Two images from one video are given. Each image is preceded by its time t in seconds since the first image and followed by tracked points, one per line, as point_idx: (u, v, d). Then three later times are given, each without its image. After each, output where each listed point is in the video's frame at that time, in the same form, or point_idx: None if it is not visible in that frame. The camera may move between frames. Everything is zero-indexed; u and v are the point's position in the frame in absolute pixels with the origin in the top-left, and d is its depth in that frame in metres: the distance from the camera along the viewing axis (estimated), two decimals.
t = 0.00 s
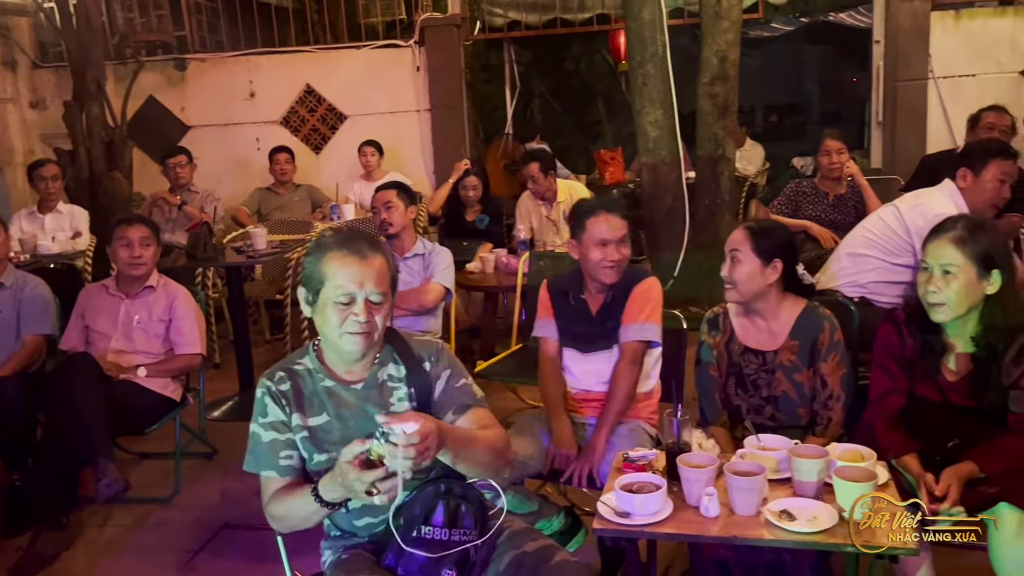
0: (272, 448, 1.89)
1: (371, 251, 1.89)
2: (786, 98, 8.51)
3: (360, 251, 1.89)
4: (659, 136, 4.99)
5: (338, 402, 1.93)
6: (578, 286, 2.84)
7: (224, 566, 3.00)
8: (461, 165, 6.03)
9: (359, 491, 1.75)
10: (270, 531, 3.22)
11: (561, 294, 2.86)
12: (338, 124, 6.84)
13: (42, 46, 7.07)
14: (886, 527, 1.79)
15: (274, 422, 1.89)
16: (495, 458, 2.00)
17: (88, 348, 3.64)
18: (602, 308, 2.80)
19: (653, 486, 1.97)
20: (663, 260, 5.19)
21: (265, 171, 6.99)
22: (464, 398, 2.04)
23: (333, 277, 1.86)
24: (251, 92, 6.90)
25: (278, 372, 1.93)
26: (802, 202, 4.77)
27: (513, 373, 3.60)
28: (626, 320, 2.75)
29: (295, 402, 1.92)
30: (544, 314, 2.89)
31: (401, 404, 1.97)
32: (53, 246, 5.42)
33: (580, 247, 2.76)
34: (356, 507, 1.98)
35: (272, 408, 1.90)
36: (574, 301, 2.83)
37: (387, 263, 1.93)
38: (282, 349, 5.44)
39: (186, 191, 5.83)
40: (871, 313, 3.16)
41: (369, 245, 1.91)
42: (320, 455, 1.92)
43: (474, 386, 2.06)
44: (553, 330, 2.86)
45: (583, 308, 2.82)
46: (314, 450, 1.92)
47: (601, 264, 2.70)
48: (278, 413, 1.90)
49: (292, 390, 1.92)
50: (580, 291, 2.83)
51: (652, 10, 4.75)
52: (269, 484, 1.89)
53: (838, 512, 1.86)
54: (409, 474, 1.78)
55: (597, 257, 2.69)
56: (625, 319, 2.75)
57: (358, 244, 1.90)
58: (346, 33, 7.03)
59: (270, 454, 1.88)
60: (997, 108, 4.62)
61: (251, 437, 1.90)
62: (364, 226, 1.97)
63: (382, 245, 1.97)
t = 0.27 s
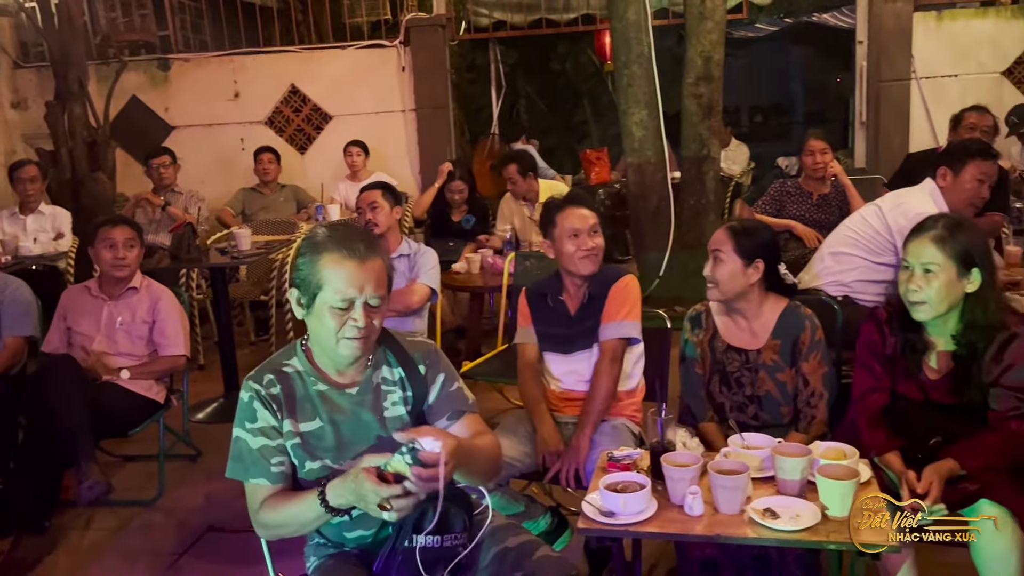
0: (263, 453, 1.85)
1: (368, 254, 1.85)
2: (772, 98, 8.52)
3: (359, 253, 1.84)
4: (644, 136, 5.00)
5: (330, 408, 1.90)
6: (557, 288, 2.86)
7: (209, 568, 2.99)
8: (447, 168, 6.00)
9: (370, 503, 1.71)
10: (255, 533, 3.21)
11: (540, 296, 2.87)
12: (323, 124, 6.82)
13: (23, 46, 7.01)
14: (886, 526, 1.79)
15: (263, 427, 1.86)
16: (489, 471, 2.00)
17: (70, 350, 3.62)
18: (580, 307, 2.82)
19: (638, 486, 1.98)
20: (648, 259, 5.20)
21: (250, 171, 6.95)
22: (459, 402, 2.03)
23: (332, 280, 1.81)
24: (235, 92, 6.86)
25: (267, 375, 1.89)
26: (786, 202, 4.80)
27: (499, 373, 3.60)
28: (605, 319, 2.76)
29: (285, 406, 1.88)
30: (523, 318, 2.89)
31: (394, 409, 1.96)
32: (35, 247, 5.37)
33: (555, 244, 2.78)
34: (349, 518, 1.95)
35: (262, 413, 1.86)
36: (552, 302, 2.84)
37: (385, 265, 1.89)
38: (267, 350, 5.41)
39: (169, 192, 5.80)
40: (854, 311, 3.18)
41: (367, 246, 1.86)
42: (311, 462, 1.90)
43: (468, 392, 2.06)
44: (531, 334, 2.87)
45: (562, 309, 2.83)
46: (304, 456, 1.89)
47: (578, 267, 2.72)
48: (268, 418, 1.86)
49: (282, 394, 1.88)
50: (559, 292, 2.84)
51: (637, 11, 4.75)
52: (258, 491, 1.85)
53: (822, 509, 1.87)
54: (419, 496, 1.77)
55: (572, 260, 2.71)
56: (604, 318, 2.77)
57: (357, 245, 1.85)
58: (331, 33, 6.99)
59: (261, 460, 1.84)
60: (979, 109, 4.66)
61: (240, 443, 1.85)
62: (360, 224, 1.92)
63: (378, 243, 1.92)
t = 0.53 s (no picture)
0: (257, 448, 1.83)
1: (373, 247, 1.84)
2: (757, 98, 8.55)
3: (365, 247, 1.83)
4: (630, 136, 5.01)
5: (331, 402, 1.88)
6: (546, 287, 2.85)
7: (194, 570, 2.98)
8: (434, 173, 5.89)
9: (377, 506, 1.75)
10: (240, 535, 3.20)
11: (528, 296, 2.87)
12: (308, 124, 6.80)
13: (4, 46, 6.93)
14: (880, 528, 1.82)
15: (260, 421, 1.83)
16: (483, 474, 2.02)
17: (53, 352, 3.59)
18: (567, 307, 2.81)
19: (623, 485, 1.98)
20: (634, 259, 5.21)
21: (235, 172, 6.92)
22: (455, 400, 2.05)
23: (338, 274, 1.80)
24: (219, 92, 6.83)
25: (266, 366, 1.87)
26: (770, 202, 4.82)
27: (484, 372, 3.61)
28: (593, 319, 2.77)
29: (283, 400, 1.86)
30: (511, 318, 2.88)
31: (395, 404, 1.96)
32: (16, 249, 5.32)
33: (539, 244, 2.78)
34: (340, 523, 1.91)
35: (259, 407, 1.83)
36: (540, 302, 2.84)
37: (386, 257, 1.88)
38: (252, 351, 5.39)
39: (153, 194, 5.76)
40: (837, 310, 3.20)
41: (371, 238, 1.85)
42: (311, 457, 1.88)
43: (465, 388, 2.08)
44: (520, 334, 2.86)
45: (549, 309, 2.83)
46: (303, 452, 1.87)
47: (564, 265, 2.72)
48: (265, 412, 1.84)
49: (282, 387, 1.86)
50: (547, 292, 2.84)
51: (622, 11, 4.76)
52: (249, 486, 1.83)
53: (805, 507, 1.87)
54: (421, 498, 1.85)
55: (557, 260, 2.71)
56: (592, 317, 2.77)
57: (361, 238, 1.83)
58: (315, 32, 6.80)
59: (255, 455, 1.82)
60: (961, 109, 4.70)
61: (234, 436, 1.83)
62: (361, 214, 1.90)
63: (378, 234, 1.91)
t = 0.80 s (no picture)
0: (251, 450, 1.82)
1: (360, 245, 1.82)
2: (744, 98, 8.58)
3: (351, 247, 1.81)
4: (615, 136, 5.01)
5: (328, 401, 1.88)
6: (534, 287, 2.85)
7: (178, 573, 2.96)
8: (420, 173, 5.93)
9: (375, 508, 1.75)
10: (225, 537, 3.18)
11: (517, 295, 2.88)
12: (294, 124, 6.77)
13: None
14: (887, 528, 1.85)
15: (255, 423, 1.82)
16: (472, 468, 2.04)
17: (35, 354, 3.56)
18: (558, 308, 2.81)
19: (608, 484, 1.99)
20: (621, 259, 5.22)
21: (219, 173, 6.88)
22: (438, 395, 2.05)
23: (325, 274, 1.78)
24: (204, 93, 6.80)
25: (261, 368, 1.86)
26: (755, 201, 4.83)
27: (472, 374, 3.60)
28: (584, 322, 2.77)
29: (279, 401, 1.85)
30: (500, 317, 2.88)
31: (390, 400, 1.96)
32: None
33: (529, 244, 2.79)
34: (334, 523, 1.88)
35: (254, 408, 1.83)
36: (529, 301, 2.84)
37: (374, 253, 1.87)
38: (237, 352, 5.36)
39: (137, 195, 5.73)
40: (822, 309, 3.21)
41: (358, 236, 1.83)
42: (311, 456, 1.87)
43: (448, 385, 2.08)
44: (507, 334, 2.87)
45: (539, 308, 2.83)
46: (302, 451, 1.87)
47: (554, 268, 2.72)
48: (260, 414, 1.83)
49: (278, 388, 1.85)
50: (536, 292, 2.84)
51: (607, 11, 4.76)
52: (243, 488, 1.83)
53: (789, 505, 1.87)
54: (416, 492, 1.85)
55: (548, 261, 2.72)
56: (583, 320, 2.77)
57: (348, 236, 1.82)
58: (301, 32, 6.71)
59: (249, 457, 1.82)
60: (944, 109, 4.73)
61: (228, 439, 1.82)
62: (348, 212, 1.87)
63: (366, 229, 1.89)
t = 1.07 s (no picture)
0: (237, 445, 1.80)
1: (332, 234, 1.83)
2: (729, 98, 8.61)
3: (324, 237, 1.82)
4: (601, 136, 5.01)
5: (313, 391, 1.88)
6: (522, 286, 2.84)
7: None
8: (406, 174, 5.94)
9: (365, 490, 1.74)
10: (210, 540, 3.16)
11: (506, 294, 2.87)
12: (279, 124, 6.74)
13: None
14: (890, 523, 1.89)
15: (240, 417, 1.80)
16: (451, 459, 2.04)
17: (17, 356, 3.54)
18: (548, 309, 2.80)
19: (593, 483, 1.99)
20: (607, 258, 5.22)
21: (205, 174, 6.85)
22: (419, 387, 2.06)
23: (301, 263, 1.79)
24: (189, 93, 6.76)
25: (245, 363, 1.84)
26: (741, 201, 4.85)
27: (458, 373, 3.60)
28: (577, 326, 2.77)
29: (264, 394, 1.84)
30: (489, 317, 2.89)
31: (375, 390, 1.96)
32: None
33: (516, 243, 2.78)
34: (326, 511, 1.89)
35: (240, 403, 1.81)
36: (519, 301, 2.84)
37: (347, 243, 1.88)
38: (223, 353, 5.33)
39: (121, 195, 5.70)
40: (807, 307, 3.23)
41: (330, 226, 1.85)
42: (297, 446, 1.86)
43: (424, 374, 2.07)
44: (494, 334, 2.87)
45: (529, 308, 2.82)
46: (289, 442, 1.85)
47: (543, 264, 2.71)
48: (246, 408, 1.81)
49: (264, 381, 1.84)
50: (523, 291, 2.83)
51: (592, 11, 4.76)
52: (230, 483, 1.80)
53: (773, 503, 1.88)
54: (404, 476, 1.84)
55: (537, 258, 2.71)
56: (577, 324, 2.77)
57: (320, 226, 1.83)
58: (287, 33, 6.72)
59: (235, 451, 1.79)
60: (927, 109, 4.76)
61: (213, 434, 1.80)
62: (318, 206, 1.89)
63: (336, 222, 1.91)
